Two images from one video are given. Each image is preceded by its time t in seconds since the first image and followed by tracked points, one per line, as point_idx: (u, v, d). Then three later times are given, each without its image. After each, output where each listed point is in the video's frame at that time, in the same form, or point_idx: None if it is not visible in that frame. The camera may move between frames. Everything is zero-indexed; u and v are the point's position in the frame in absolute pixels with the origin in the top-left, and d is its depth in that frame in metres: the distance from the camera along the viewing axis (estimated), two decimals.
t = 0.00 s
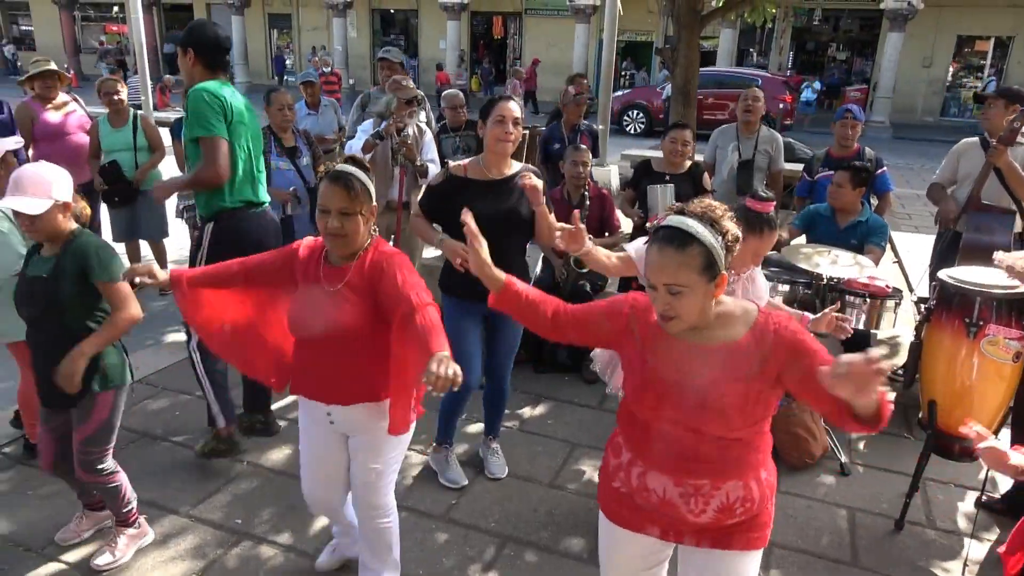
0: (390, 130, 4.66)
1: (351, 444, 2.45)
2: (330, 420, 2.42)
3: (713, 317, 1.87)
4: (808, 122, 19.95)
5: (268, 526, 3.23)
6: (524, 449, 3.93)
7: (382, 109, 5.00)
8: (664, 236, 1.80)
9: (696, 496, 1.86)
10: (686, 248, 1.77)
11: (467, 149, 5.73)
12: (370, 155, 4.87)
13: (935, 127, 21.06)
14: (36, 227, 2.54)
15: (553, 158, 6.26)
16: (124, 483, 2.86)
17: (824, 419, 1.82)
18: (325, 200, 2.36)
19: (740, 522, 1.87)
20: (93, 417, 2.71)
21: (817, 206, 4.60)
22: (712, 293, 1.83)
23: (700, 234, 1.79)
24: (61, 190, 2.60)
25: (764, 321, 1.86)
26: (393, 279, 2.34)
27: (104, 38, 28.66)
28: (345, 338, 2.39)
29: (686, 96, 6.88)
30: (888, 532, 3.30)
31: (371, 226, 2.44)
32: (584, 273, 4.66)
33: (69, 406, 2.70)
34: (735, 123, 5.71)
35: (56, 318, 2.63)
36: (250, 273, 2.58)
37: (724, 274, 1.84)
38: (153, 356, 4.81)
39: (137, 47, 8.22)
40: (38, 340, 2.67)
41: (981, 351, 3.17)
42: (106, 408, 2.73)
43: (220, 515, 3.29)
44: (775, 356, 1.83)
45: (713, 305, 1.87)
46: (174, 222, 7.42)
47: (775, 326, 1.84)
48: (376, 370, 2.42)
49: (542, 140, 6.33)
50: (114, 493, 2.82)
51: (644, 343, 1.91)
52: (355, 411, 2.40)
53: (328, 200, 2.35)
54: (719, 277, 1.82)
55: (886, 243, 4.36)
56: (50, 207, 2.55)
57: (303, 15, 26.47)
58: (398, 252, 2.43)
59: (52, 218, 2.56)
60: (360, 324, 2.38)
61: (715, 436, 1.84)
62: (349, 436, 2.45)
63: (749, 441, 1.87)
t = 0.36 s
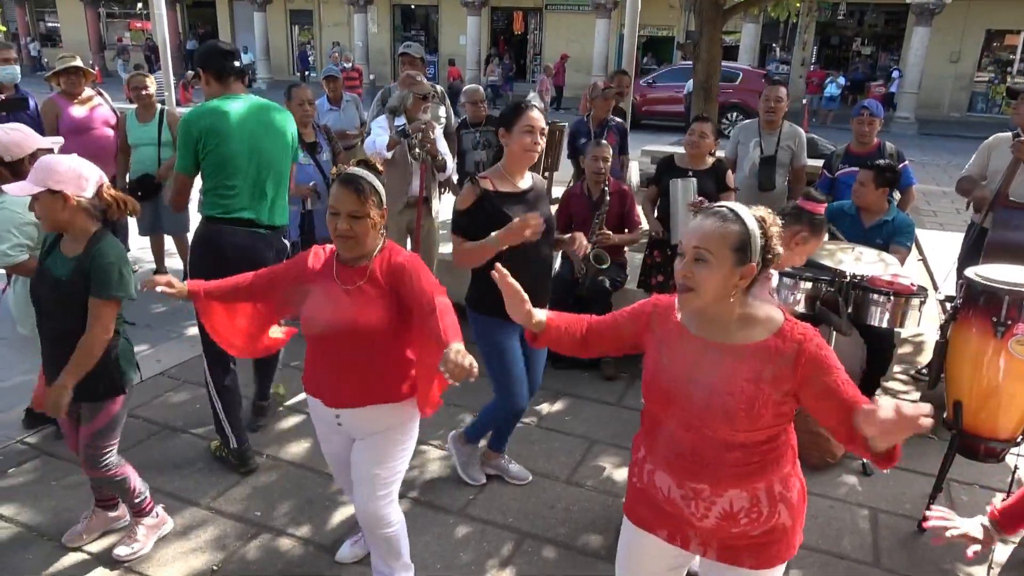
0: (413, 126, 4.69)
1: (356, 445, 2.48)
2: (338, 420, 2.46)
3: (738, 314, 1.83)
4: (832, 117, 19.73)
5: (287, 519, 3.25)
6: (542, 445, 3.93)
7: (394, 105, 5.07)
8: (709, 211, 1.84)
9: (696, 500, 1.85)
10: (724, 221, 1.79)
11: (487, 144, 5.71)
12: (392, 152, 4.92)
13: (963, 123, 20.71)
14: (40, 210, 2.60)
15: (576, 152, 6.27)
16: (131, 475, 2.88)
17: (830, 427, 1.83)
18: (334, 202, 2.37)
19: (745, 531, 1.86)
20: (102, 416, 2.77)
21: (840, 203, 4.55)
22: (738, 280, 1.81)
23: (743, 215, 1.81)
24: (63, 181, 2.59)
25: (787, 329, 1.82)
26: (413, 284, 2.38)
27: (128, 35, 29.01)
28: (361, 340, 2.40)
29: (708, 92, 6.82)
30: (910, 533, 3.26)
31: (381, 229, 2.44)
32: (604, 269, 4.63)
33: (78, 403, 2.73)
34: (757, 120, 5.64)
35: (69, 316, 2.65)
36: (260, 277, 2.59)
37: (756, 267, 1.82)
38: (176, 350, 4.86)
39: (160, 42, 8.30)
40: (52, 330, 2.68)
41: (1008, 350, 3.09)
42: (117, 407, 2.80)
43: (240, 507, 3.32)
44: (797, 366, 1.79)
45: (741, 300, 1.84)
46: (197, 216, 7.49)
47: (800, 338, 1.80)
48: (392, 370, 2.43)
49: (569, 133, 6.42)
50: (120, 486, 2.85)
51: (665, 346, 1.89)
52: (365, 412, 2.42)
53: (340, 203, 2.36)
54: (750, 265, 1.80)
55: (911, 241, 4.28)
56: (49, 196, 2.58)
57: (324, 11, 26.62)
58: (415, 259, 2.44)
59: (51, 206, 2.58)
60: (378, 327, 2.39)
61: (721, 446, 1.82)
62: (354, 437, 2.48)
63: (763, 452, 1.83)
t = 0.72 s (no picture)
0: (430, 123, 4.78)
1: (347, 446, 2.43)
2: (320, 421, 2.45)
3: (764, 306, 1.83)
4: (849, 111, 19.53)
5: (302, 514, 3.27)
6: (557, 441, 3.92)
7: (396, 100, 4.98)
8: (746, 200, 1.85)
9: (707, 497, 1.87)
10: (761, 208, 1.80)
11: (501, 139, 5.70)
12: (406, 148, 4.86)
13: (983, 116, 20.44)
14: (39, 208, 2.62)
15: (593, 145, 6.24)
16: (156, 470, 2.91)
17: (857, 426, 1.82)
18: (325, 198, 2.32)
19: (757, 532, 1.85)
20: (128, 404, 2.77)
21: (857, 198, 4.51)
22: (768, 268, 1.81)
23: (779, 204, 1.81)
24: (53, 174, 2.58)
25: (811, 330, 1.77)
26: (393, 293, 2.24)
27: (145, 32, 29.26)
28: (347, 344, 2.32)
29: (724, 85, 6.76)
30: (929, 532, 3.23)
31: (374, 225, 2.37)
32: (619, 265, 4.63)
33: (105, 394, 2.76)
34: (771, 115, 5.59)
35: (89, 304, 2.66)
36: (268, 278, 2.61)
37: (788, 257, 1.82)
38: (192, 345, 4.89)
39: (176, 39, 8.34)
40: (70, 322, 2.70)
41: None
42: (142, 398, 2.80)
43: (256, 502, 3.34)
44: (813, 369, 1.76)
45: (768, 294, 1.84)
46: (213, 212, 7.54)
47: (823, 340, 1.76)
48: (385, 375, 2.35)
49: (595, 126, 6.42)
50: (147, 480, 2.88)
51: (682, 345, 1.89)
52: (352, 417, 2.36)
53: (330, 199, 2.30)
54: (782, 253, 1.80)
55: (929, 236, 4.22)
56: (42, 192, 2.61)
57: (338, 7, 26.69)
58: (396, 258, 2.33)
59: (50, 204, 2.61)
60: (360, 332, 2.31)
61: (731, 448, 1.81)
62: (348, 440, 2.42)
63: (776, 456, 1.81)
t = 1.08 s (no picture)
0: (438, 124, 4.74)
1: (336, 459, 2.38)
2: (315, 439, 2.39)
3: (773, 314, 1.82)
4: (865, 106, 19.37)
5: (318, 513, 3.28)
6: (571, 441, 3.91)
7: (405, 100, 4.97)
8: (755, 205, 1.83)
9: (740, 509, 1.83)
10: (770, 214, 1.79)
11: (515, 138, 5.69)
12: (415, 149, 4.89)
13: (1002, 111, 20.21)
14: (74, 210, 2.65)
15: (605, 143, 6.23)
16: (188, 469, 2.96)
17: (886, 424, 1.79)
18: (298, 211, 2.29)
19: (792, 538, 1.83)
20: (148, 412, 2.79)
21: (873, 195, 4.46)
22: (779, 274, 1.80)
23: (788, 210, 1.80)
24: (92, 185, 2.61)
25: (825, 334, 1.76)
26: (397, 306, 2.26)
27: (160, 34, 29.52)
28: (349, 371, 2.26)
29: (738, 83, 6.72)
30: (949, 532, 3.19)
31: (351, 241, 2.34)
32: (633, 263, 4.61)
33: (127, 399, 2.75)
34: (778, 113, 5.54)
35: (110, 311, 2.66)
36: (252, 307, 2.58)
37: (799, 262, 1.81)
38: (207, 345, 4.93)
39: (191, 42, 8.41)
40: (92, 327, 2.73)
41: None
42: (164, 399, 2.80)
43: (272, 501, 3.36)
44: (836, 369, 1.75)
45: (779, 300, 1.82)
46: (229, 212, 7.58)
47: (839, 338, 1.76)
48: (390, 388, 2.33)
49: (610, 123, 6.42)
50: (179, 477, 2.93)
51: (695, 356, 1.87)
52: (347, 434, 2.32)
53: (303, 210, 2.28)
54: (793, 259, 1.79)
55: (946, 232, 4.18)
56: (80, 199, 2.63)
57: (352, 7, 26.80)
58: (386, 270, 2.33)
59: (85, 209, 2.63)
60: (362, 351, 2.27)
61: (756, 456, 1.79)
62: (335, 450, 2.37)
63: (800, 461, 1.80)
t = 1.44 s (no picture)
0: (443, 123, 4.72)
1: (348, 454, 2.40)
2: (328, 435, 2.39)
3: (782, 323, 1.80)
4: (876, 100, 19.26)
5: (331, 512, 3.29)
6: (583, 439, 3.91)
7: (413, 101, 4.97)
8: (763, 212, 1.80)
9: (764, 501, 1.83)
10: (781, 222, 1.76)
11: (524, 136, 5.69)
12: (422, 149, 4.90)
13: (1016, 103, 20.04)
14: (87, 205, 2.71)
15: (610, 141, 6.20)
16: (164, 477, 2.92)
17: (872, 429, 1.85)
18: (304, 222, 2.26)
19: (815, 527, 1.83)
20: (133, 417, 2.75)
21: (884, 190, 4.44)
22: (789, 281, 1.78)
23: (798, 217, 1.78)
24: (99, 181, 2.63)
25: (843, 348, 1.77)
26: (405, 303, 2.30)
27: (170, 37, 29.66)
28: (371, 365, 2.31)
29: (748, 78, 6.69)
30: (965, 528, 3.17)
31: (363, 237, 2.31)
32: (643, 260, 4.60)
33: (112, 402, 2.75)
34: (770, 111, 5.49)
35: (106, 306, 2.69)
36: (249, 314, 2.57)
37: (808, 270, 1.80)
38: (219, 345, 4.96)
39: (201, 44, 8.45)
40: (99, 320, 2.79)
41: None
42: (148, 409, 2.77)
43: (286, 500, 3.37)
44: (849, 380, 1.77)
45: (788, 307, 1.81)
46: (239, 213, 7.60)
47: (855, 352, 1.77)
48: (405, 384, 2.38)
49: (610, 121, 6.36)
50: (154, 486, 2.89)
51: (707, 356, 1.87)
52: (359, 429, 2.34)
53: (309, 222, 2.24)
54: (803, 266, 1.78)
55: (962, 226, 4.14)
56: (90, 195, 2.67)
57: (360, 8, 26.85)
58: (402, 266, 2.37)
59: (94, 205, 2.67)
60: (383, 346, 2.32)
61: (776, 448, 1.80)
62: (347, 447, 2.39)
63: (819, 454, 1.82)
